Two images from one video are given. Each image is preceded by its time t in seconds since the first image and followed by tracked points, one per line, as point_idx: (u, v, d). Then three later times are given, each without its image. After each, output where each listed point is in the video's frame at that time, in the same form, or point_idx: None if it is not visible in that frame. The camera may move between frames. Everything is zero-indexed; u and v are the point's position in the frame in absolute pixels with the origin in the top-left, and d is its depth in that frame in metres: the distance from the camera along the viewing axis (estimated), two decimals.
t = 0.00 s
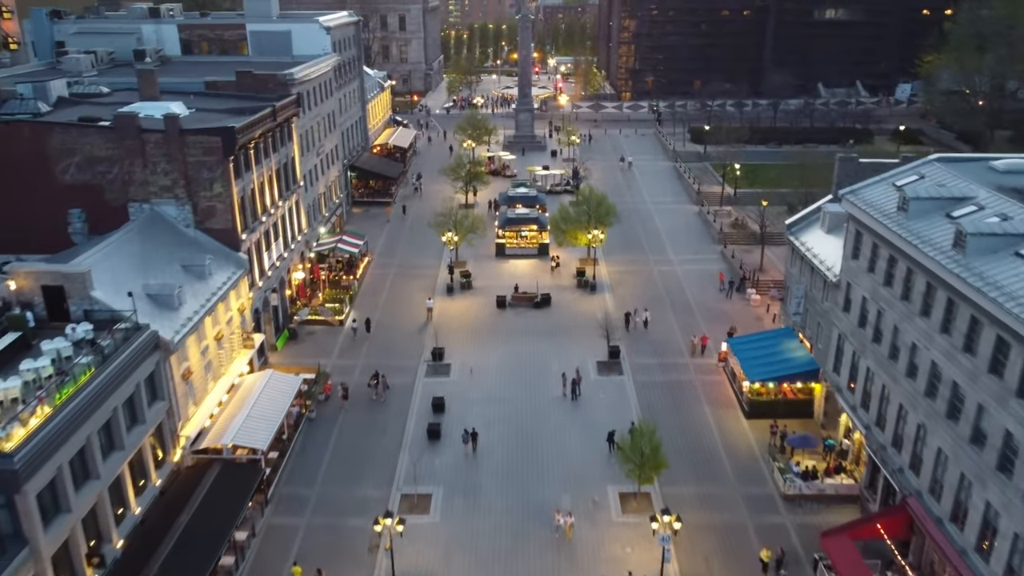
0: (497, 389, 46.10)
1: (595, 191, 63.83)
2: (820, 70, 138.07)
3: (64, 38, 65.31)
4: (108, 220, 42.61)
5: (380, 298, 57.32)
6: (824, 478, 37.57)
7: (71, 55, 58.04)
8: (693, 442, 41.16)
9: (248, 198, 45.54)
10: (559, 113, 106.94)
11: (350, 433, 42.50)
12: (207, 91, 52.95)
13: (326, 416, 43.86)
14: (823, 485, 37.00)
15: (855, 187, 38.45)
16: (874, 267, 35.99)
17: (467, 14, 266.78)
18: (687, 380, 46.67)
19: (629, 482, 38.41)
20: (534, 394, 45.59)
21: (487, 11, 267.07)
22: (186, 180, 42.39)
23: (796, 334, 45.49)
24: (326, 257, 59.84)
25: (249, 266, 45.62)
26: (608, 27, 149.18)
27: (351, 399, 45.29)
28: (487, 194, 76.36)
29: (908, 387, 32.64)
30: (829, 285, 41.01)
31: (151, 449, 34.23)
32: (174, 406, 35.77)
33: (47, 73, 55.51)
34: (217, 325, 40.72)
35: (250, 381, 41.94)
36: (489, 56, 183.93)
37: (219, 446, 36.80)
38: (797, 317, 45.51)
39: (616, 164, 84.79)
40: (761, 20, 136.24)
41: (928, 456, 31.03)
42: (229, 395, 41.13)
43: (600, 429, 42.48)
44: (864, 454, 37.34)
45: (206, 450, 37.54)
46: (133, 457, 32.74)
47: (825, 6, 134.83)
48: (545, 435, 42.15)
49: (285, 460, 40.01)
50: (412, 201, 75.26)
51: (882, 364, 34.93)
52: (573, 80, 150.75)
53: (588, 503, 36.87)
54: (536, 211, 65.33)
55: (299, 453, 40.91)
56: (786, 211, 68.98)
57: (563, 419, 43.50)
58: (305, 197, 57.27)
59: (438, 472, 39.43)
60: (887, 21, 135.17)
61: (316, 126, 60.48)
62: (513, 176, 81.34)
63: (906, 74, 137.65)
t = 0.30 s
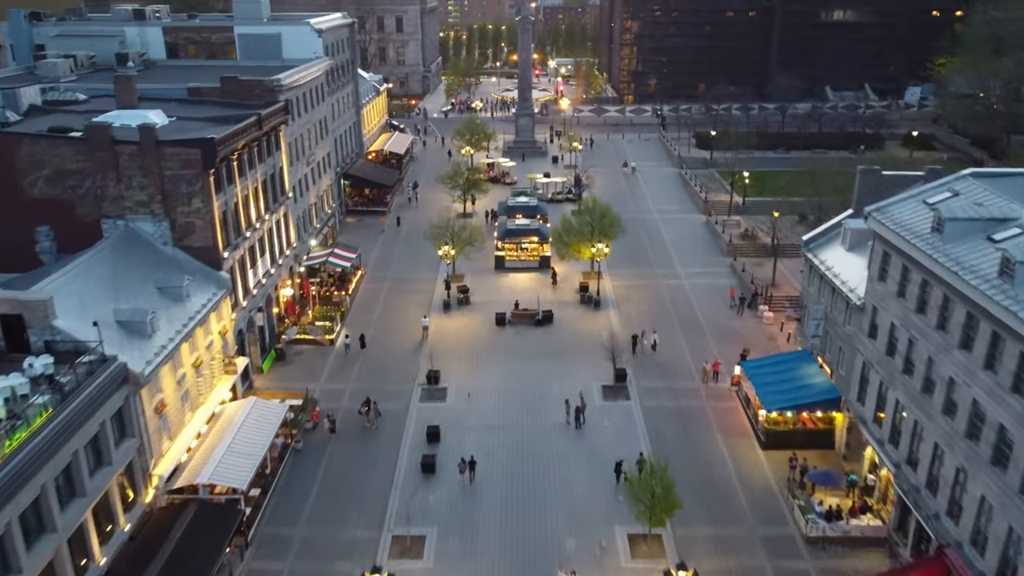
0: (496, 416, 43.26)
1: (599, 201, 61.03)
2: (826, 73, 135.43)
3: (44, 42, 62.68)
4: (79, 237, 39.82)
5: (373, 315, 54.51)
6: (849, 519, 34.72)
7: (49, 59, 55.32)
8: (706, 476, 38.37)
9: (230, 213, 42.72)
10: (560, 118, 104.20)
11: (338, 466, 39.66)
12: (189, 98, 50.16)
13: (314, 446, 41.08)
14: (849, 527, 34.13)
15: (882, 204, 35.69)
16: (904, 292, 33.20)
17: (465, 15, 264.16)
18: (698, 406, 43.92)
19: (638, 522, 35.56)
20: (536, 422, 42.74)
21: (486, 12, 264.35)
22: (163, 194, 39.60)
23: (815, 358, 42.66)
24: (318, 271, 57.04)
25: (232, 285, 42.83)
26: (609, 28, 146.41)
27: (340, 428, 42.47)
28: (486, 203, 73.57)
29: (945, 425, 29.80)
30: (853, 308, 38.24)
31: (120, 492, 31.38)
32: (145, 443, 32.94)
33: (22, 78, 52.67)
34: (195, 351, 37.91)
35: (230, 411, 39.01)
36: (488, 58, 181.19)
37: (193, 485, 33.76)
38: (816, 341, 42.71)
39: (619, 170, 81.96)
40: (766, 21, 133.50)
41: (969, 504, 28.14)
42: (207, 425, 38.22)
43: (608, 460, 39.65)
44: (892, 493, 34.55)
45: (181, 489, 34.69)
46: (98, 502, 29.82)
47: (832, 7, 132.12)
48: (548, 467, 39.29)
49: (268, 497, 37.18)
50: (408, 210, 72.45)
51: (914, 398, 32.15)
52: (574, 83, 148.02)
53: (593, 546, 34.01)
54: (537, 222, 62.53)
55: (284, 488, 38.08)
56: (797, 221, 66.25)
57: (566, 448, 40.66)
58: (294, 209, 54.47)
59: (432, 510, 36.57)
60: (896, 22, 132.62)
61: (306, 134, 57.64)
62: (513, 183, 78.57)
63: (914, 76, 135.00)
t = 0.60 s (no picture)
0: (494, 446, 40.43)
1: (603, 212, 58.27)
2: (834, 75, 132.79)
3: (22, 45, 60.12)
4: (48, 259, 36.96)
5: (366, 333, 51.73)
6: (878, 567, 31.80)
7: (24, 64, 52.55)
8: (722, 516, 35.55)
9: (210, 230, 39.91)
10: (561, 122, 101.49)
11: (325, 503, 36.83)
12: (171, 106, 47.40)
13: (299, 481, 38.29)
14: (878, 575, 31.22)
15: (913, 224, 32.99)
16: (940, 321, 30.44)
17: (465, 15, 261.77)
18: (710, 435, 41.15)
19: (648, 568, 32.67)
20: (537, 452, 39.90)
21: (485, 11, 261.85)
22: (137, 212, 36.83)
23: (836, 385, 39.88)
24: (308, 287, 54.26)
25: (212, 307, 40.03)
26: (611, 29, 143.70)
27: (328, 460, 39.65)
28: (485, 212, 70.82)
29: (989, 471, 26.97)
30: (880, 334, 35.42)
31: (81, 543, 28.42)
32: (112, 486, 30.03)
33: None
34: (171, 382, 35.12)
35: (209, 444, 36.25)
36: (486, 59, 178.54)
37: (164, 532, 31.00)
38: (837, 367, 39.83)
39: (623, 177, 79.22)
40: (772, 23, 130.82)
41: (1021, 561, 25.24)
42: (183, 461, 35.41)
43: (614, 497, 36.80)
44: (925, 538, 31.76)
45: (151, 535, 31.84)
46: (55, 558, 26.78)
47: (841, 8, 129.24)
48: (549, 504, 36.43)
49: (249, 540, 34.32)
50: (404, 220, 69.70)
51: (952, 438, 29.35)
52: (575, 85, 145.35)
53: None
54: (538, 233, 59.79)
55: (266, 529, 35.20)
56: (810, 233, 63.50)
57: (569, 482, 37.81)
58: (282, 222, 51.71)
59: (424, 553, 33.70)
60: (906, 24, 130.00)
61: (296, 141, 54.80)
62: (513, 191, 75.79)
63: (924, 79, 132.15)
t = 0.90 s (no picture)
0: (492, 481, 37.53)
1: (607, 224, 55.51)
2: (842, 78, 129.95)
3: None
4: (10, 283, 34.02)
5: (358, 353, 48.96)
6: None
7: None
8: (739, 560, 32.72)
9: (187, 250, 37.10)
10: (563, 126, 98.75)
11: (308, 546, 33.94)
12: (149, 115, 44.70)
13: (282, 521, 35.39)
14: None
15: (950, 248, 30.23)
16: (985, 356, 27.61)
17: (464, 16, 259.14)
18: (724, 469, 38.34)
19: None
20: (538, 488, 36.99)
21: (485, 11, 259.07)
22: (106, 231, 34.09)
23: (860, 417, 37.08)
24: (296, 304, 51.45)
25: (189, 331, 37.27)
26: (612, 31, 141.00)
27: (313, 497, 36.82)
28: (484, 223, 68.09)
29: None
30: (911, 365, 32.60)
31: None
32: (71, 539, 26.97)
33: None
34: (141, 418, 32.30)
35: (185, 482, 33.54)
36: (486, 60, 175.92)
37: None
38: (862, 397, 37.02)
39: (626, 184, 76.47)
40: (779, 24, 128.08)
41: None
42: (156, 501, 32.74)
43: (620, 538, 33.92)
44: None
45: None
46: None
47: (849, 9, 126.53)
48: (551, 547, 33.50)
49: None
50: (400, 231, 66.95)
51: (997, 486, 26.53)
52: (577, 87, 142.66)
53: None
54: (539, 246, 57.10)
55: None
56: (824, 245, 60.75)
57: (573, 522, 34.89)
58: (269, 237, 48.94)
59: None
60: (917, 25, 127.16)
61: (284, 151, 52.03)
62: (512, 200, 73.04)
63: (935, 82, 129.39)
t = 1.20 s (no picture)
0: (490, 522, 34.61)
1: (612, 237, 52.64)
2: (850, 80, 127.17)
3: None
4: None
5: (349, 375, 46.12)
6: None
7: None
8: None
9: (161, 273, 34.28)
10: (565, 131, 96.03)
11: None
12: (125, 126, 42.03)
13: (263, 568, 32.39)
14: None
15: (995, 277, 27.42)
16: None
17: (463, 16, 256.53)
18: (742, 507, 35.48)
19: None
20: (541, 530, 34.08)
21: (484, 12, 256.36)
22: (71, 255, 31.32)
23: (889, 454, 34.27)
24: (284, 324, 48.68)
25: (163, 361, 34.56)
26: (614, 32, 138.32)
27: (297, 539, 33.95)
28: (482, 234, 65.33)
29: None
30: (949, 402, 29.77)
31: None
32: None
33: None
34: (106, 460, 29.46)
35: (156, 526, 30.68)
36: (485, 62, 173.17)
37: None
38: (891, 432, 34.17)
39: (631, 192, 73.71)
40: (786, 26, 125.34)
41: None
42: (124, 549, 29.95)
43: None
44: None
45: None
46: None
47: (859, 10, 123.83)
48: None
49: None
50: (395, 243, 64.17)
51: None
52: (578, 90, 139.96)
53: None
54: (540, 260, 54.24)
55: None
56: (839, 258, 58.04)
57: (578, 568, 31.95)
58: (254, 253, 46.16)
59: None
60: (929, 26, 124.45)
61: (271, 161, 49.25)
62: (513, 209, 70.28)
63: (946, 85, 126.69)
